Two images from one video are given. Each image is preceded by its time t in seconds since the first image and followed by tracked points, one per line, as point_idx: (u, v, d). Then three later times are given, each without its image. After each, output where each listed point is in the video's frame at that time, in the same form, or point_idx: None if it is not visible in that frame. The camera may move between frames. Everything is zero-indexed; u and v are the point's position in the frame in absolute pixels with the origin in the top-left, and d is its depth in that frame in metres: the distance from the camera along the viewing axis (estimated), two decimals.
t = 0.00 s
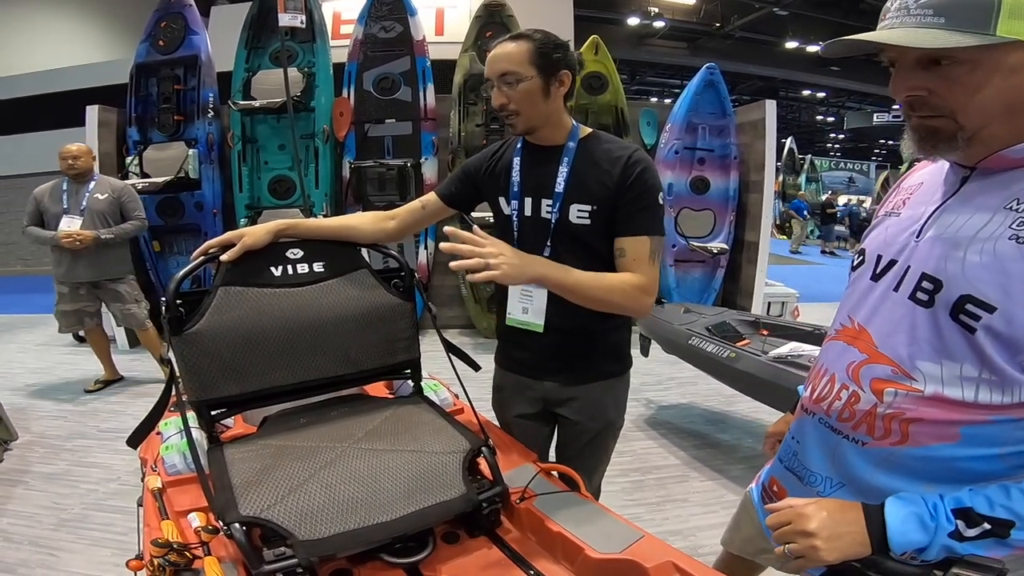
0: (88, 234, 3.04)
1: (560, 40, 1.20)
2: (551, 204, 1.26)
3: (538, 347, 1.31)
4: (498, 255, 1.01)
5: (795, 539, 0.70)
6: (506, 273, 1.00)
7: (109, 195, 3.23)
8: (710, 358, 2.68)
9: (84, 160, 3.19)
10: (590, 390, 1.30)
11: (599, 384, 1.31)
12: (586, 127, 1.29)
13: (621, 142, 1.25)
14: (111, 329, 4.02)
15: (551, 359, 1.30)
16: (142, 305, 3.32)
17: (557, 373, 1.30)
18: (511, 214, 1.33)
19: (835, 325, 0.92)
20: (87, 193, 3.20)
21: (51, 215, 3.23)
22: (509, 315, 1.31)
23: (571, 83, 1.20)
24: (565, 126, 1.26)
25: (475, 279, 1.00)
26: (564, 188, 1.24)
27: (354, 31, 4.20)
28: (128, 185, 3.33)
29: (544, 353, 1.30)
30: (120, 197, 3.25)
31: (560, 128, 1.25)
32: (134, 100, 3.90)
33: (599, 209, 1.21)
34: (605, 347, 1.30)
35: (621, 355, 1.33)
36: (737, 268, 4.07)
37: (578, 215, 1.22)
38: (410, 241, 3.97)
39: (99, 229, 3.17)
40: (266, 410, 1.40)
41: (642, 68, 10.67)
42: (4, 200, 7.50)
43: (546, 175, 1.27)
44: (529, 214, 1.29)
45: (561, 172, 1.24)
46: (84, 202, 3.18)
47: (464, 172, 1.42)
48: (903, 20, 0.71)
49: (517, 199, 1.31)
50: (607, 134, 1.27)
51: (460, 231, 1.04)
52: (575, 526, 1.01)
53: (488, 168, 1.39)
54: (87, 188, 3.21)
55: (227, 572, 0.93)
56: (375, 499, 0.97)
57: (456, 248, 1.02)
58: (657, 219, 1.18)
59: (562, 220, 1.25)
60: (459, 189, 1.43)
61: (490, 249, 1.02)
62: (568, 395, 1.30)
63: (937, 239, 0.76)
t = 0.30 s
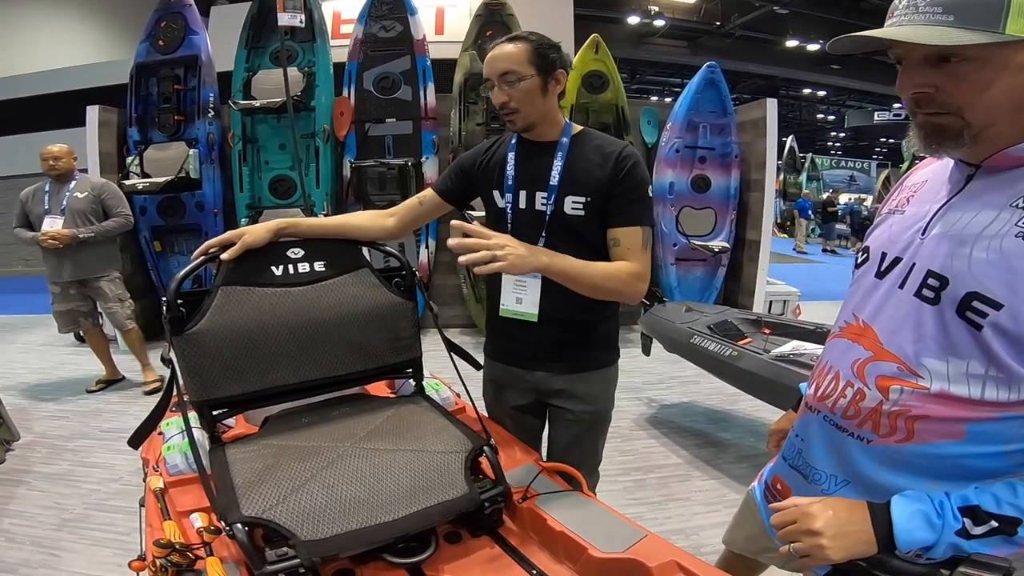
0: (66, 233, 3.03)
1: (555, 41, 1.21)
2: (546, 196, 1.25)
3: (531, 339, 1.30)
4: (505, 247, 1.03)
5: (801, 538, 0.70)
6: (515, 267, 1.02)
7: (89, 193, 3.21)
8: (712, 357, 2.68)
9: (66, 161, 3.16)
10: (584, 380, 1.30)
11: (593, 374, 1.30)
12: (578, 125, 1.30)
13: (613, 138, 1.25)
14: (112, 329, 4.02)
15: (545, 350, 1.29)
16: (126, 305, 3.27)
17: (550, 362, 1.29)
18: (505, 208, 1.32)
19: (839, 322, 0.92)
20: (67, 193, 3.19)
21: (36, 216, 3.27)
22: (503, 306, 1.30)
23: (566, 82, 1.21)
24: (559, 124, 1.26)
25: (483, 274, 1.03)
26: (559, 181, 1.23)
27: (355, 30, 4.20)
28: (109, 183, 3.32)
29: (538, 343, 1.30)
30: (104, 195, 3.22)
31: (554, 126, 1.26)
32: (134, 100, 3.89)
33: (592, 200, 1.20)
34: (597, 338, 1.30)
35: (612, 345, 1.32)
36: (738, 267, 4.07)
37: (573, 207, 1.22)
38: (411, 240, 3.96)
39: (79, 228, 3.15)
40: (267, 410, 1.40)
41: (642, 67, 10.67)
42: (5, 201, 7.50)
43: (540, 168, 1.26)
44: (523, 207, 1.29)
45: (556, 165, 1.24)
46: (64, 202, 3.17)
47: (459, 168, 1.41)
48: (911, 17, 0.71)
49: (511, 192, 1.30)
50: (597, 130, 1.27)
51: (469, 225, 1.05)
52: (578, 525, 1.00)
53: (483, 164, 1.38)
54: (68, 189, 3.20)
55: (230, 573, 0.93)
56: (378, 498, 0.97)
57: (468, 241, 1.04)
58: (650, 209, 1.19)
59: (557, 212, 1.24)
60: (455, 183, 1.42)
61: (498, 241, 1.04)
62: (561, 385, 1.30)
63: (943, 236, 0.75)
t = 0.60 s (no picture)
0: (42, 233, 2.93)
1: (563, 35, 1.22)
2: (552, 187, 1.25)
3: (533, 338, 1.30)
4: (499, 237, 1.04)
5: (800, 536, 0.69)
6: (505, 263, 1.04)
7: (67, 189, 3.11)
8: (710, 356, 2.68)
9: (47, 159, 3.13)
10: (585, 383, 1.27)
11: (593, 377, 1.27)
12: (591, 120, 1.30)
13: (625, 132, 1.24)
14: (110, 326, 4.01)
15: (548, 350, 1.28)
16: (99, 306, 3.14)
17: (551, 362, 1.28)
18: (514, 200, 1.33)
19: (837, 320, 0.92)
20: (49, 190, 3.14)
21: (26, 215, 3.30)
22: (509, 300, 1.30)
23: (575, 74, 1.22)
24: (569, 118, 1.27)
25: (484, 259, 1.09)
26: (566, 171, 1.23)
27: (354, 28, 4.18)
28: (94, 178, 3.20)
29: (540, 341, 1.29)
30: (83, 190, 3.13)
31: (564, 119, 1.26)
32: (132, 98, 3.87)
33: (598, 192, 1.19)
34: (600, 342, 1.27)
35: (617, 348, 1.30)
36: (737, 266, 4.07)
37: (578, 198, 1.21)
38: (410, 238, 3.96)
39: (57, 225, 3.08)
40: (265, 407, 1.40)
41: (642, 66, 10.67)
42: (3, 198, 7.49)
43: (550, 160, 1.27)
44: (530, 198, 1.29)
45: (563, 157, 1.24)
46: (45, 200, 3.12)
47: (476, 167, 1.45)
48: (911, 17, 0.70)
49: (520, 184, 1.31)
50: (609, 124, 1.26)
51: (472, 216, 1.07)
52: (577, 523, 1.00)
53: (495, 160, 1.42)
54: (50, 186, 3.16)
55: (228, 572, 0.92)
56: (376, 496, 0.97)
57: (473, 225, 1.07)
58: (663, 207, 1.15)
59: (562, 203, 1.23)
60: (470, 180, 1.46)
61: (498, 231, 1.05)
62: (561, 387, 1.28)
63: (941, 234, 0.75)
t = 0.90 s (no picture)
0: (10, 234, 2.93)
1: (608, 27, 1.14)
2: (587, 193, 1.17)
3: (560, 355, 1.22)
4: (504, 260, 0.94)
5: (803, 539, 0.69)
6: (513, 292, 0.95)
7: (45, 190, 3.05)
8: (713, 358, 2.67)
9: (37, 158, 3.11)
10: (603, 407, 1.17)
11: (617, 404, 1.17)
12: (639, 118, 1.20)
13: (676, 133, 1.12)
14: (111, 326, 4.02)
15: (575, 370, 1.19)
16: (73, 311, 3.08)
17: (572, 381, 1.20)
18: (550, 205, 1.27)
19: (838, 321, 0.92)
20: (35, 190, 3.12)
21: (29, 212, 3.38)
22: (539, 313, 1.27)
23: (621, 70, 1.14)
24: (611, 116, 1.18)
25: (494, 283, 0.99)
26: (601, 176, 1.15)
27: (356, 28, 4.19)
28: (73, 181, 3.10)
29: (563, 357, 1.21)
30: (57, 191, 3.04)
31: (605, 118, 1.18)
32: (135, 98, 3.88)
33: (635, 200, 1.10)
34: (633, 367, 1.16)
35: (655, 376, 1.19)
36: (738, 267, 4.06)
37: (613, 206, 1.12)
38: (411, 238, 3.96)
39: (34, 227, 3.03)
40: (266, 408, 1.40)
41: (643, 67, 10.66)
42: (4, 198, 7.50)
43: (587, 164, 1.19)
44: (566, 205, 1.22)
45: (601, 160, 1.16)
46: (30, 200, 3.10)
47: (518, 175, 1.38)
48: (915, 17, 0.70)
49: (557, 190, 1.24)
50: (659, 124, 1.14)
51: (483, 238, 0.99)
52: (579, 525, 1.00)
53: (539, 167, 1.33)
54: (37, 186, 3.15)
55: (229, 572, 0.92)
56: (376, 496, 0.96)
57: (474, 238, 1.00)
58: (713, 218, 1.02)
59: (596, 211, 1.16)
60: (516, 189, 1.39)
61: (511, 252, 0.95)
62: (578, 407, 1.20)
63: (942, 235, 0.75)
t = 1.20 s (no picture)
0: None
1: (645, 17, 1.08)
2: (612, 196, 1.14)
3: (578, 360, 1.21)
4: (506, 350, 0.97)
5: (806, 538, 0.68)
6: (526, 373, 0.96)
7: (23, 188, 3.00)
8: (716, 356, 2.67)
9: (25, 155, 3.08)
10: (612, 413, 1.16)
11: (627, 414, 1.15)
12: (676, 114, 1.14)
13: (711, 134, 1.06)
14: (113, 324, 4.03)
15: (590, 378, 1.18)
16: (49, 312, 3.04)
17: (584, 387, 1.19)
18: (577, 204, 1.25)
19: (840, 320, 0.92)
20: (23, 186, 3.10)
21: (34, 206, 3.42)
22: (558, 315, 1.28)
23: (660, 65, 1.08)
24: (646, 114, 1.13)
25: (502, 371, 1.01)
26: (628, 180, 1.12)
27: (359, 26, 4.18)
28: (48, 181, 3.00)
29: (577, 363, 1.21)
30: (30, 191, 2.98)
31: (639, 116, 1.13)
32: (138, 96, 3.90)
33: (659, 208, 1.07)
34: (648, 377, 1.14)
35: (672, 388, 1.16)
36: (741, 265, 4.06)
37: (636, 212, 1.10)
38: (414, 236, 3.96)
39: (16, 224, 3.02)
40: (268, 405, 1.40)
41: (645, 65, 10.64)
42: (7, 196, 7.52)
43: (615, 166, 1.16)
44: (592, 206, 1.20)
45: (629, 162, 1.12)
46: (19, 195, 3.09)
47: (552, 168, 1.38)
48: (919, 14, 0.69)
49: (585, 189, 1.23)
50: (696, 123, 1.09)
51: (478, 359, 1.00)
52: (580, 524, 0.99)
53: (571, 160, 1.33)
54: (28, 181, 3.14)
55: (230, 571, 0.92)
56: (378, 495, 0.96)
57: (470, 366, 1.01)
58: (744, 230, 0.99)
59: (618, 215, 1.13)
60: (547, 179, 1.39)
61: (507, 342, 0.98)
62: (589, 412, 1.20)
63: (946, 234, 0.74)
